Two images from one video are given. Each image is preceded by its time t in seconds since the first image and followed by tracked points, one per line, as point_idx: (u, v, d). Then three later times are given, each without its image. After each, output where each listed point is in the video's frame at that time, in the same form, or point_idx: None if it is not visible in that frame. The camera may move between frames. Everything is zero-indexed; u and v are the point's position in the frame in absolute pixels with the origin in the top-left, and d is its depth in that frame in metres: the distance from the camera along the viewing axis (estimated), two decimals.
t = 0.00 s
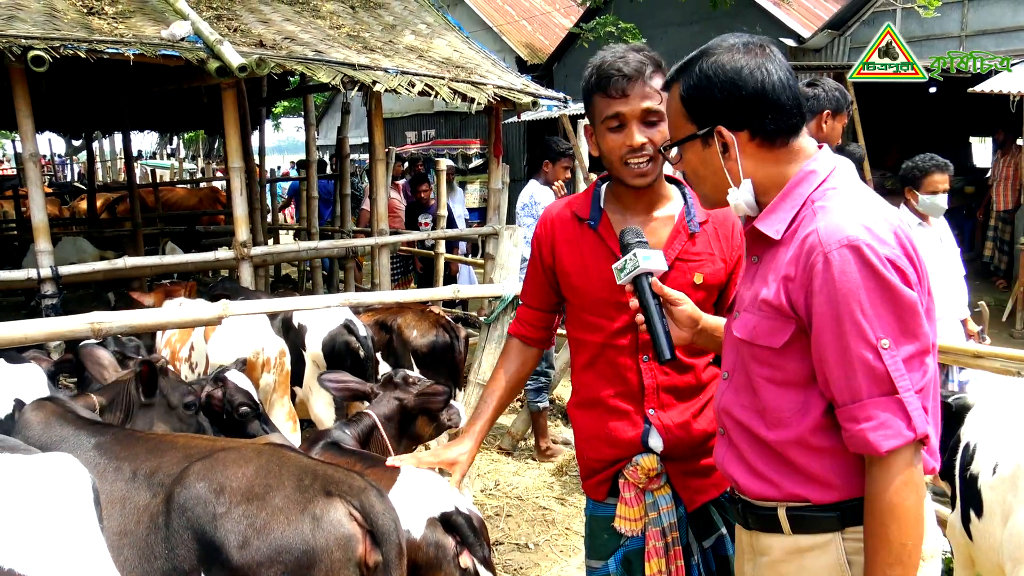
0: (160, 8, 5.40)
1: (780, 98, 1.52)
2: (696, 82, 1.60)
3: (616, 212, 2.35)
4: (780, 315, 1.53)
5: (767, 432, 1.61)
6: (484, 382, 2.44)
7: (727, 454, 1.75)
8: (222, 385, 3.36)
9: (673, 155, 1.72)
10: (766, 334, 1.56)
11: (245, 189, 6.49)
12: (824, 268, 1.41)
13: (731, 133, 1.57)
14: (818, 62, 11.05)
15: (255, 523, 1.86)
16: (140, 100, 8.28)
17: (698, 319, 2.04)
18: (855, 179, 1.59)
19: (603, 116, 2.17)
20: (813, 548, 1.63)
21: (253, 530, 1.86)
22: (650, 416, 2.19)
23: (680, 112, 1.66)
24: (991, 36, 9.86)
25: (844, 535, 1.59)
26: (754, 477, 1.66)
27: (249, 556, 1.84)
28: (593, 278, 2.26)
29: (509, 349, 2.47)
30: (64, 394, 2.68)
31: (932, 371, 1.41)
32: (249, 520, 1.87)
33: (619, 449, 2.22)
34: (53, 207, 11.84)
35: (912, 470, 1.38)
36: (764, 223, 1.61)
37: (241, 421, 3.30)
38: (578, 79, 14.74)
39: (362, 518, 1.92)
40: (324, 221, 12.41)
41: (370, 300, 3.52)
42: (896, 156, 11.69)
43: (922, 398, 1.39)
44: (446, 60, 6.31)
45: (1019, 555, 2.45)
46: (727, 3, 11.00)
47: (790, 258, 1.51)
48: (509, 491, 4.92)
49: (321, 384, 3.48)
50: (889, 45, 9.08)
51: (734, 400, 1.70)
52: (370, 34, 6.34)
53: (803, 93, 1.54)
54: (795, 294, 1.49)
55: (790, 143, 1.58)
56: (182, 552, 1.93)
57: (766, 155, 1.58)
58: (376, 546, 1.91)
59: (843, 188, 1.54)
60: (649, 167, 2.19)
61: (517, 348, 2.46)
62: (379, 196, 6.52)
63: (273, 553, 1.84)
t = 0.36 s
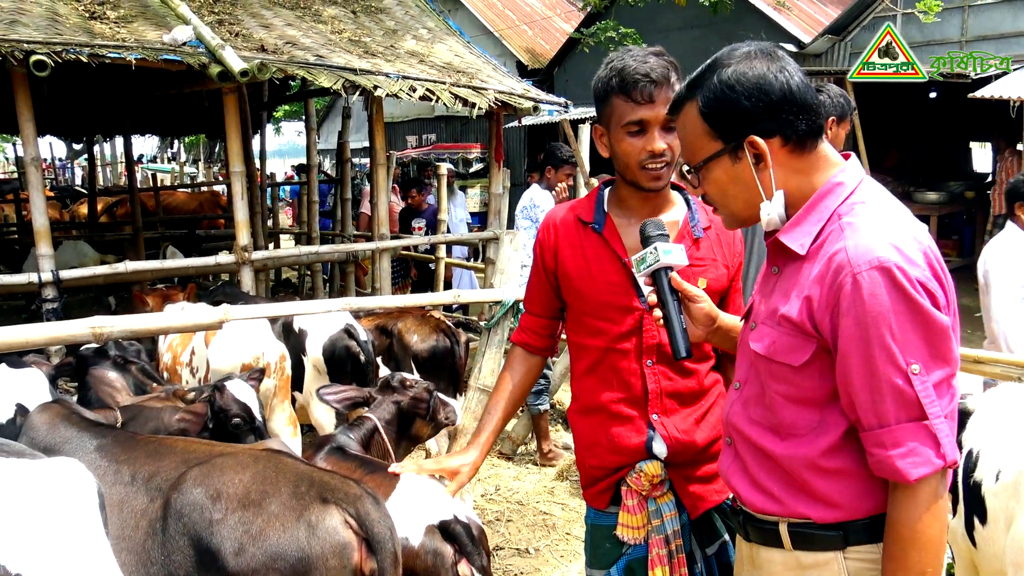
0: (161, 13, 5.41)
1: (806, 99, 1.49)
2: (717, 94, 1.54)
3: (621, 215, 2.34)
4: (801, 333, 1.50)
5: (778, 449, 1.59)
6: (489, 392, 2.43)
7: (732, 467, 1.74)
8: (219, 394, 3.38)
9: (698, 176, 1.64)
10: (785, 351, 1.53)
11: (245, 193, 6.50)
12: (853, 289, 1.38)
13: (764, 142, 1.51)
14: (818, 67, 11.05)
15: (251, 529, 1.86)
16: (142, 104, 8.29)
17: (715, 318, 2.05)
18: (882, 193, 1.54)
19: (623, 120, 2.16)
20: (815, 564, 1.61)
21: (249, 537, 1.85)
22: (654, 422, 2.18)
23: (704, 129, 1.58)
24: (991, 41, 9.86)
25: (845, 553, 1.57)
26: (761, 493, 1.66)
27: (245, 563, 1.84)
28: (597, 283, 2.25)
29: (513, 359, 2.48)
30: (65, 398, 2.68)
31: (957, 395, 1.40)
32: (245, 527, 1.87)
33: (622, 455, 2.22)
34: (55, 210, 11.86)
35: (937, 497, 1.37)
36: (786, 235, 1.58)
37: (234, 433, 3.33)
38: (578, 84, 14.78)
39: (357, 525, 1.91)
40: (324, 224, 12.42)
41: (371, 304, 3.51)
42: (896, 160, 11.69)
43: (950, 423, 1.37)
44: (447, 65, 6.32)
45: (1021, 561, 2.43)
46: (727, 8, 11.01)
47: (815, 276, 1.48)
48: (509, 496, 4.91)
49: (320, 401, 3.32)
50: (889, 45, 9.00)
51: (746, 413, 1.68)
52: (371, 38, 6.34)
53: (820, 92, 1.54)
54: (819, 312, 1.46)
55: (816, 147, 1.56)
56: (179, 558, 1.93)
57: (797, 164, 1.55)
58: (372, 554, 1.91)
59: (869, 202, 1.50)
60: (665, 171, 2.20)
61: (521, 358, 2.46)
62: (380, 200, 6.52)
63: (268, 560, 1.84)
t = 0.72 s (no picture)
0: (159, 17, 5.41)
1: (813, 100, 1.47)
2: (721, 103, 1.53)
3: (619, 221, 2.35)
4: (814, 351, 1.48)
5: (785, 465, 1.59)
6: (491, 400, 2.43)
7: (736, 480, 1.75)
8: (216, 406, 3.33)
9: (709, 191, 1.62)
10: (795, 369, 1.51)
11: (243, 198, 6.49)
12: (869, 312, 1.35)
13: (774, 150, 1.49)
14: (816, 73, 11.08)
15: (243, 535, 1.85)
16: (140, 109, 8.29)
17: (720, 324, 2.06)
18: (900, 205, 1.51)
19: (620, 130, 2.16)
20: None
21: (242, 543, 1.85)
22: (652, 427, 2.18)
23: (711, 141, 1.56)
24: (988, 47, 9.89)
25: (852, 571, 1.56)
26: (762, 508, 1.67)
27: (237, 569, 1.83)
28: (596, 289, 2.25)
29: (513, 366, 2.48)
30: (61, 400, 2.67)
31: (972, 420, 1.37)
32: (237, 533, 1.86)
33: (621, 460, 2.21)
34: (52, 215, 11.85)
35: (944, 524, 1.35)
36: (800, 248, 1.55)
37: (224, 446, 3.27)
38: (575, 89, 14.81)
39: (350, 533, 1.91)
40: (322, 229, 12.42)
41: (369, 309, 3.50)
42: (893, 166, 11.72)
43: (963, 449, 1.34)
44: (445, 70, 6.33)
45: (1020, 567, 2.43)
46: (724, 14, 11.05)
47: (828, 294, 1.46)
48: (506, 501, 4.90)
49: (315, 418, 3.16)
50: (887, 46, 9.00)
51: (753, 427, 1.68)
52: (369, 44, 6.35)
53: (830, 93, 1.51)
54: (832, 331, 1.44)
55: (829, 152, 1.53)
56: (171, 562, 1.92)
57: (810, 172, 1.53)
58: (365, 562, 1.91)
59: (887, 215, 1.47)
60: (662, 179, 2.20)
61: (522, 365, 2.46)
62: (377, 205, 6.52)
63: (260, 566, 1.83)
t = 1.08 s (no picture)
0: (156, 20, 5.40)
1: (823, 101, 1.47)
2: (732, 102, 1.51)
3: (618, 224, 2.34)
4: (813, 355, 1.48)
5: (781, 469, 1.58)
6: (490, 400, 2.41)
7: (732, 483, 1.75)
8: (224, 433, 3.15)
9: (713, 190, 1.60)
10: (794, 372, 1.51)
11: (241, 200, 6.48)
12: (870, 317, 1.34)
13: (786, 150, 1.48)
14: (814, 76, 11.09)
15: (238, 539, 1.84)
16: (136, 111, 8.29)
17: (728, 346, 2.04)
18: (903, 209, 1.51)
19: (619, 134, 2.16)
20: None
21: (237, 547, 1.84)
22: (650, 429, 2.17)
23: (719, 140, 1.54)
24: (985, 50, 9.92)
25: None
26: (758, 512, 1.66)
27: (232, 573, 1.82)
28: (595, 291, 2.25)
29: (510, 367, 2.46)
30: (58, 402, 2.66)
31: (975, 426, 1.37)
32: (233, 537, 1.85)
33: (618, 463, 2.20)
34: (49, 217, 11.84)
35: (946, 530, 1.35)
36: (800, 250, 1.55)
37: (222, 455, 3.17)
38: (573, 92, 14.83)
39: (346, 537, 1.90)
40: (320, 232, 12.40)
41: (366, 312, 3.49)
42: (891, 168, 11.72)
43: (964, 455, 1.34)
44: (443, 73, 6.32)
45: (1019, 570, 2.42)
46: (722, 17, 11.06)
47: (829, 299, 1.45)
48: (504, 504, 4.89)
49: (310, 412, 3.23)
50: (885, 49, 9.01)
51: (749, 430, 1.68)
52: (366, 46, 6.35)
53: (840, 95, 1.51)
54: (832, 336, 1.43)
55: (836, 154, 1.53)
56: (166, 567, 1.91)
57: (817, 173, 1.53)
58: (361, 566, 1.91)
59: (889, 219, 1.47)
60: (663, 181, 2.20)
61: (519, 366, 2.45)
62: (375, 207, 6.52)
63: (256, 571, 1.82)
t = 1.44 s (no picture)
0: (157, 22, 5.41)
1: (848, 103, 1.47)
2: (757, 96, 1.49)
3: (618, 226, 2.34)
4: (823, 359, 1.47)
5: (783, 472, 1.58)
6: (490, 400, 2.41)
7: (733, 483, 1.74)
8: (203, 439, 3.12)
9: (724, 185, 1.59)
10: (802, 376, 1.50)
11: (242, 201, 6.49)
12: (881, 325, 1.34)
13: (807, 149, 1.47)
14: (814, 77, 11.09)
15: (235, 542, 1.84)
16: (136, 113, 8.30)
17: (734, 348, 2.04)
18: (917, 216, 1.50)
19: (618, 136, 2.16)
20: None
21: (233, 549, 1.84)
22: (646, 432, 2.17)
23: (738, 134, 1.53)
24: (986, 51, 9.92)
25: None
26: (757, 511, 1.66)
27: None
28: (593, 293, 2.24)
29: (509, 366, 2.45)
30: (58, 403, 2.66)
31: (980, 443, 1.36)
32: (229, 540, 1.85)
33: (615, 465, 2.19)
34: (51, 219, 11.86)
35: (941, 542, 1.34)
36: (811, 253, 1.55)
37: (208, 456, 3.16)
38: (574, 94, 14.84)
39: (344, 538, 1.88)
40: (321, 233, 12.40)
41: (365, 313, 3.49)
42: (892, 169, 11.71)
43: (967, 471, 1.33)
44: (443, 74, 6.32)
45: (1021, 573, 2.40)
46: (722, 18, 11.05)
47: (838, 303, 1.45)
48: (504, 506, 4.88)
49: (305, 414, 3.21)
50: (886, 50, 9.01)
51: (753, 431, 1.67)
52: (366, 48, 6.36)
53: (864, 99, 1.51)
54: (842, 341, 1.42)
55: (855, 158, 1.52)
56: (163, 568, 1.92)
57: (833, 176, 1.52)
58: (358, 569, 1.88)
59: (903, 225, 1.46)
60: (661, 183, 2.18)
61: (518, 366, 2.44)
62: (375, 209, 6.52)
63: (252, 574, 1.82)
